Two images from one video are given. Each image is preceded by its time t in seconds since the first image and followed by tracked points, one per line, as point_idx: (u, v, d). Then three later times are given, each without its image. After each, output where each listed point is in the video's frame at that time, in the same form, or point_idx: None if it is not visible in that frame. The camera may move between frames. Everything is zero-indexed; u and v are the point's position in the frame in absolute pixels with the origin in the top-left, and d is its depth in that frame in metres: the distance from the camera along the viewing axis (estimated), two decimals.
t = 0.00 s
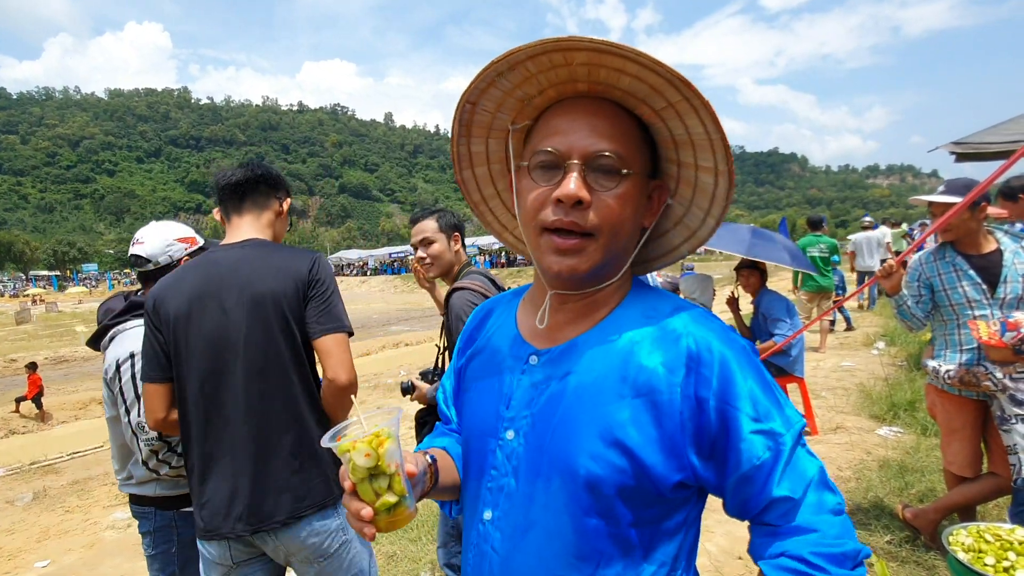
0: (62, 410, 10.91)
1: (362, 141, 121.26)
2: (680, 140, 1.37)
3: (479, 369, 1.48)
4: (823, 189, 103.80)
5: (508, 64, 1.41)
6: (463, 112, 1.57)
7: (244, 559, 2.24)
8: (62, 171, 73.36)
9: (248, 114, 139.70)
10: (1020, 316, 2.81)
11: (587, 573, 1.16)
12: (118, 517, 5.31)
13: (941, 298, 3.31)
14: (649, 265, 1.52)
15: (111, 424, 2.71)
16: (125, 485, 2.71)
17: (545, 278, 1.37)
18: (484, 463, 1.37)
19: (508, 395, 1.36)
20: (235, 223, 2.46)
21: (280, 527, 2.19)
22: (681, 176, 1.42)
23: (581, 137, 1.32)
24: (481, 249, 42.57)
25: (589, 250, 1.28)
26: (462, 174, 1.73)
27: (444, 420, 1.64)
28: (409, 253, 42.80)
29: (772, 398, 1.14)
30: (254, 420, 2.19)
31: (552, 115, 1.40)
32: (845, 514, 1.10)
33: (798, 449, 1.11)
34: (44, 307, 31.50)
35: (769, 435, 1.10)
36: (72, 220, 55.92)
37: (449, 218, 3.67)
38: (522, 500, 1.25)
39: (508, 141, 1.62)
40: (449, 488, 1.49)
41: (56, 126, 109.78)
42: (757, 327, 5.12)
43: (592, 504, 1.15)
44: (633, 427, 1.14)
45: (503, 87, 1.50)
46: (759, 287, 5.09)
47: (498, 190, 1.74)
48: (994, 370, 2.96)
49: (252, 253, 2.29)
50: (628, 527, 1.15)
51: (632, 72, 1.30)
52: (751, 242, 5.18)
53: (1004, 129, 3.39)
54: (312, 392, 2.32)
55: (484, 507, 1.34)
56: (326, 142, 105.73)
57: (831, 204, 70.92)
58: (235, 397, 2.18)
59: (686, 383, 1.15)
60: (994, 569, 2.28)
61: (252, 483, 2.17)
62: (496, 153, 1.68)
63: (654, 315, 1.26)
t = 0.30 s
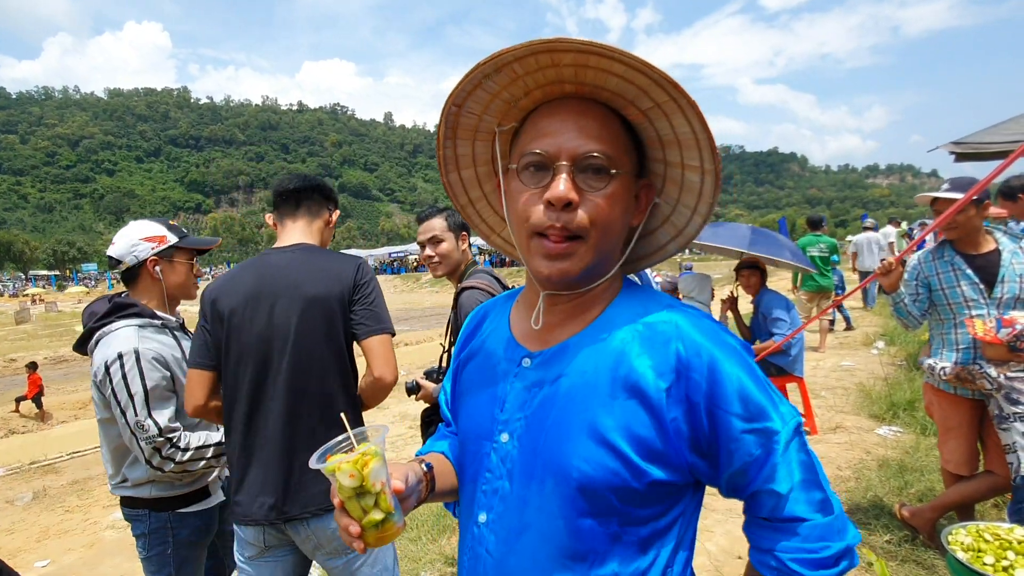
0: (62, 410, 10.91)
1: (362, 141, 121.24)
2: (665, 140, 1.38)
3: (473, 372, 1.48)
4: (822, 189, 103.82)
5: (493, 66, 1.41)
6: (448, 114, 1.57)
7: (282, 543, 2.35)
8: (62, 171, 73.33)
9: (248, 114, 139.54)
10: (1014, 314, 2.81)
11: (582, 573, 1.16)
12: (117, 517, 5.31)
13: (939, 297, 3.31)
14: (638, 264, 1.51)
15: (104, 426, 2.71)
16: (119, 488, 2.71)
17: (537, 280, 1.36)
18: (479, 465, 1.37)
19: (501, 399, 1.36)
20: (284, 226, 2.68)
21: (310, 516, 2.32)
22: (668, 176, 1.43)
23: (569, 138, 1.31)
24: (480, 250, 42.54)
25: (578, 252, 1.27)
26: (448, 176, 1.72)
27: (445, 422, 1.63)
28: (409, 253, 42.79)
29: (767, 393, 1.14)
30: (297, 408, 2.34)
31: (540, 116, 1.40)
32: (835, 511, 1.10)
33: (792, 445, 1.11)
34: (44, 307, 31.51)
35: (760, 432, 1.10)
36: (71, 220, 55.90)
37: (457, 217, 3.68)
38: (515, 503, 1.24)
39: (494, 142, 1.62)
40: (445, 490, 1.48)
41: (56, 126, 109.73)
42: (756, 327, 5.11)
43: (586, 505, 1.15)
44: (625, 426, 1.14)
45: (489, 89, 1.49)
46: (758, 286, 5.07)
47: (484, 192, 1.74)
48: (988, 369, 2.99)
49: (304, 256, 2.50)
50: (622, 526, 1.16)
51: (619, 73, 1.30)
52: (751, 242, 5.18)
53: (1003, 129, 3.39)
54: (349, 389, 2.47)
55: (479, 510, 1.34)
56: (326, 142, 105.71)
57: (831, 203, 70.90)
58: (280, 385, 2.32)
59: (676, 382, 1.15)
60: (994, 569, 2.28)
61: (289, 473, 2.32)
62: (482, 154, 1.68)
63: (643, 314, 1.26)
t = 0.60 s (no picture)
0: (62, 409, 10.91)
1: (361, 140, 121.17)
2: (654, 142, 1.36)
3: (468, 373, 1.48)
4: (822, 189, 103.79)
5: (475, 70, 1.42)
6: (442, 119, 1.60)
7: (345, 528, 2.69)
8: (61, 170, 73.29)
9: (247, 113, 139.44)
10: (1015, 313, 2.85)
11: (580, 573, 1.16)
12: (117, 516, 5.30)
13: (937, 297, 3.31)
14: (639, 266, 1.53)
15: (104, 421, 2.71)
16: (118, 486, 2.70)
17: (529, 283, 1.37)
18: (476, 466, 1.36)
19: (498, 400, 1.36)
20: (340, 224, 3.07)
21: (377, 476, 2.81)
22: (662, 177, 1.42)
23: (546, 145, 1.31)
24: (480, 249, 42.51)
25: (557, 257, 1.27)
26: (451, 179, 1.75)
27: (436, 422, 1.64)
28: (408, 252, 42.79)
29: (764, 392, 1.15)
30: (376, 386, 2.79)
31: (524, 122, 1.39)
32: (830, 507, 1.11)
33: (790, 442, 1.12)
34: (43, 306, 31.46)
35: (758, 430, 1.11)
36: (71, 219, 55.88)
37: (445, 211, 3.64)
38: (513, 504, 1.24)
39: (490, 145, 1.63)
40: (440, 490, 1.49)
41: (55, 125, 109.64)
42: (756, 326, 5.11)
43: (584, 504, 1.15)
44: (625, 426, 1.14)
45: (477, 95, 1.52)
46: (757, 287, 5.07)
47: (487, 192, 1.76)
48: (989, 367, 2.97)
49: (376, 256, 2.89)
50: (618, 525, 1.16)
51: (593, 76, 1.28)
52: (751, 242, 5.17)
53: (1003, 128, 3.39)
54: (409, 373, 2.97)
55: (475, 510, 1.34)
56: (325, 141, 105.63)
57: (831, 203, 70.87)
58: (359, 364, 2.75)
59: (674, 382, 1.16)
60: (992, 568, 2.29)
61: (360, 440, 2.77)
62: (481, 156, 1.69)
63: (642, 316, 1.26)
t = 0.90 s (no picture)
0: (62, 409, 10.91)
1: (360, 139, 121.07)
2: (629, 130, 1.33)
3: (463, 370, 1.49)
4: (821, 188, 103.78)
5: (450, 74, 1.45)
6: (433, 128, 1.65)
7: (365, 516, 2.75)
8: (61, 170, 73.23)
9: (246, 112, 139.26)
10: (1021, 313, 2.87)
11: (570, 568, 1.16)
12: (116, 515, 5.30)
13: (937, 296, 3.31)
14: (636, 262, 1.51)
15: (98, 412, 2.69)
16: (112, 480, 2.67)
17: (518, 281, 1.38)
18: (469, 463, 1.37)
19: (490, 396, 1.36)
20: (337, 231, 3.12)
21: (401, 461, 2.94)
22: (642, 166, 1.40)
23: (517, 141, 1.31)
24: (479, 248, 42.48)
25: (531, 251, 1.28)
26: (456, 186, 1.77)
27: (436, 419, 1.65)
28: (408, 252, 42.79)
29: (758, 380, 1.14)
30: (397, 375, 2.94)
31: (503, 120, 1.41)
32: (834, 488, 1.10)
33: (789, 430, 1.11)
34: (42, 306, 31.44)
35: (756, 419, 1.10)
36: (70, 219, 55.86)
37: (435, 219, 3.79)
38: (503, 501, 1.24)
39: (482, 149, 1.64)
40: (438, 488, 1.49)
41: (54, 124, 109.62)
42: (756, 326, 5.11)
43: (573, 500, 1.15)
44: (613, 420, 1.14)
45: (462, 100, 1.56)
46: (757, 286, 5.07)
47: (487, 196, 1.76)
48: (989, 368, 2.98)
49: (381, 257, 3.04)
50: (607, 518, 1.16)
51: (556, 69, 1.28)
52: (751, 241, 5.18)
53: (1003, 128, 3.39)
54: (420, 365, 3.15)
55: (468, 507, 1.34)
56: (325, 141, 105.62)
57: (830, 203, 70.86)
58: (382, 356, 2.88)
59: (662, 375, 1.15)
60: (993, 567, 2.29)
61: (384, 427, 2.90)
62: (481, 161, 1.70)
63: (632, 310, 1.25)
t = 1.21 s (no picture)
0: (63, 409, 10.91)
1: (360, 139, 121.00)
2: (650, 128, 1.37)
3: (468, 363, 1.48)
4: (822, 187, 103.68)
5: (471, 68, 1.41)
6: (435, 124, 1.59)
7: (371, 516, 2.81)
8: (61, 169, 73.23)
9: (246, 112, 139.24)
10: None
11: (581, 559, 1.16)
12: (117, 515, 5.30)
13: (939, 295, 3.31)
14: (637, 255, 1.52)
15: (101, 407, 2.68)
16: (116, 475, 2.66)
17: (532, 274, 1.37)
18: (476, 456, 1.36)
19: (498, 389, 1.35)
20: (319, 241, 3.15)
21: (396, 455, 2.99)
22: (657, 162, 1.43)
23: (549, 134, 1.31)
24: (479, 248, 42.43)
25: (562, 244, 1.26)
26: (444, 182, 1.73)
27: (439, 414, 1.64)
28: (407, 252, 42.72)
29: (765, 371, 1.14)
30: (386, 372, 2.98)
31: (523, 115, 1.40)
32: (834, 481, 1.11)
33: (795, 421, 1.11)
34: (43, 305, 31.42)
35: (763, 408, 1.10)
36: (71, 219, 55.87)
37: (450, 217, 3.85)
38: (513, 493, 1.24)
39: (485, 146, 1.62)
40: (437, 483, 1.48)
41: (55, 124, 109.60)
42: (757, 325, 5.11)
43: (585, 490, 1.15)
44: (625, 411, 1.14)
45: (472, 93, 1.50)
46: (758, 285, 5.08)
47: (481, 194, 1.75)
48: (989, 367, 2.98)
49: (365, 263, 3.08)
50: (617, 508, 1.16)
51: (593, 65, 1.29)
52: (751, 240, 5.19)
53: (1005, 126, 3.39)
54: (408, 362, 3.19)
55: (475, 500, 1.34)
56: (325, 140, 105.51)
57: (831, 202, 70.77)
58: (372, 354, 2.92)
59: (673, 366, 1.15)
60: (996, 565, 2.29)
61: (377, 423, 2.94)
62: (475, 158, 1.68)
63: (639, 302, 1.25)
